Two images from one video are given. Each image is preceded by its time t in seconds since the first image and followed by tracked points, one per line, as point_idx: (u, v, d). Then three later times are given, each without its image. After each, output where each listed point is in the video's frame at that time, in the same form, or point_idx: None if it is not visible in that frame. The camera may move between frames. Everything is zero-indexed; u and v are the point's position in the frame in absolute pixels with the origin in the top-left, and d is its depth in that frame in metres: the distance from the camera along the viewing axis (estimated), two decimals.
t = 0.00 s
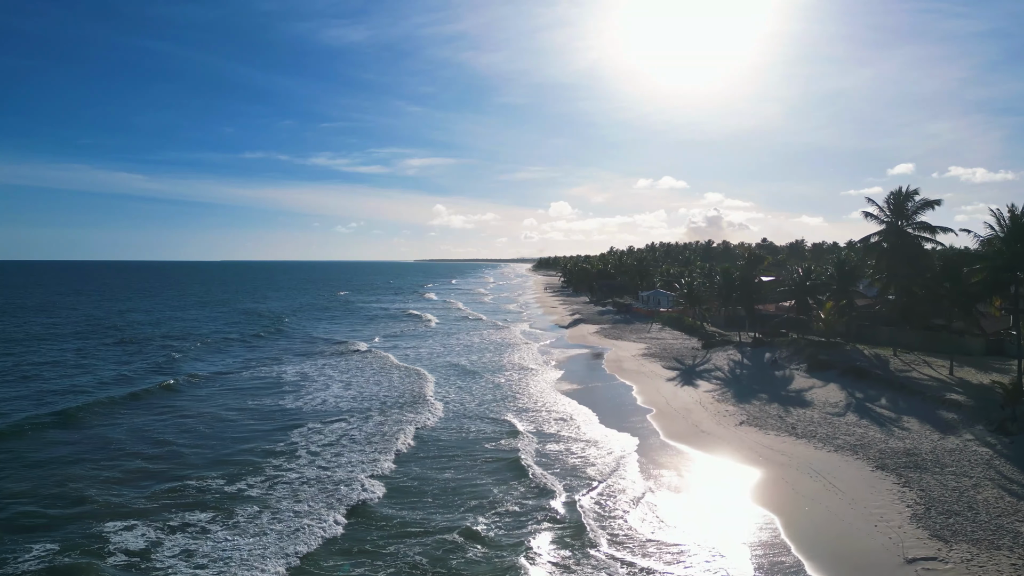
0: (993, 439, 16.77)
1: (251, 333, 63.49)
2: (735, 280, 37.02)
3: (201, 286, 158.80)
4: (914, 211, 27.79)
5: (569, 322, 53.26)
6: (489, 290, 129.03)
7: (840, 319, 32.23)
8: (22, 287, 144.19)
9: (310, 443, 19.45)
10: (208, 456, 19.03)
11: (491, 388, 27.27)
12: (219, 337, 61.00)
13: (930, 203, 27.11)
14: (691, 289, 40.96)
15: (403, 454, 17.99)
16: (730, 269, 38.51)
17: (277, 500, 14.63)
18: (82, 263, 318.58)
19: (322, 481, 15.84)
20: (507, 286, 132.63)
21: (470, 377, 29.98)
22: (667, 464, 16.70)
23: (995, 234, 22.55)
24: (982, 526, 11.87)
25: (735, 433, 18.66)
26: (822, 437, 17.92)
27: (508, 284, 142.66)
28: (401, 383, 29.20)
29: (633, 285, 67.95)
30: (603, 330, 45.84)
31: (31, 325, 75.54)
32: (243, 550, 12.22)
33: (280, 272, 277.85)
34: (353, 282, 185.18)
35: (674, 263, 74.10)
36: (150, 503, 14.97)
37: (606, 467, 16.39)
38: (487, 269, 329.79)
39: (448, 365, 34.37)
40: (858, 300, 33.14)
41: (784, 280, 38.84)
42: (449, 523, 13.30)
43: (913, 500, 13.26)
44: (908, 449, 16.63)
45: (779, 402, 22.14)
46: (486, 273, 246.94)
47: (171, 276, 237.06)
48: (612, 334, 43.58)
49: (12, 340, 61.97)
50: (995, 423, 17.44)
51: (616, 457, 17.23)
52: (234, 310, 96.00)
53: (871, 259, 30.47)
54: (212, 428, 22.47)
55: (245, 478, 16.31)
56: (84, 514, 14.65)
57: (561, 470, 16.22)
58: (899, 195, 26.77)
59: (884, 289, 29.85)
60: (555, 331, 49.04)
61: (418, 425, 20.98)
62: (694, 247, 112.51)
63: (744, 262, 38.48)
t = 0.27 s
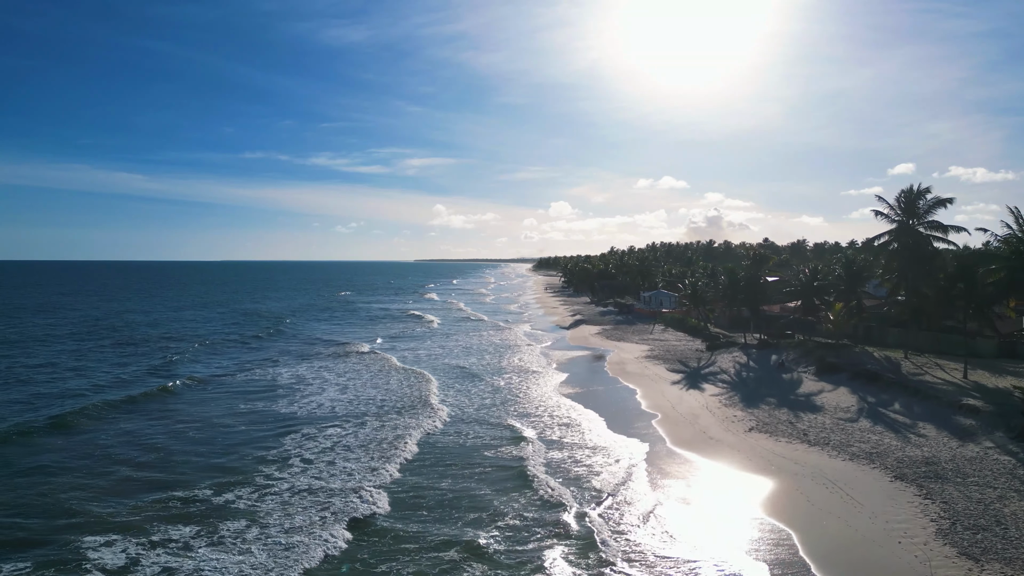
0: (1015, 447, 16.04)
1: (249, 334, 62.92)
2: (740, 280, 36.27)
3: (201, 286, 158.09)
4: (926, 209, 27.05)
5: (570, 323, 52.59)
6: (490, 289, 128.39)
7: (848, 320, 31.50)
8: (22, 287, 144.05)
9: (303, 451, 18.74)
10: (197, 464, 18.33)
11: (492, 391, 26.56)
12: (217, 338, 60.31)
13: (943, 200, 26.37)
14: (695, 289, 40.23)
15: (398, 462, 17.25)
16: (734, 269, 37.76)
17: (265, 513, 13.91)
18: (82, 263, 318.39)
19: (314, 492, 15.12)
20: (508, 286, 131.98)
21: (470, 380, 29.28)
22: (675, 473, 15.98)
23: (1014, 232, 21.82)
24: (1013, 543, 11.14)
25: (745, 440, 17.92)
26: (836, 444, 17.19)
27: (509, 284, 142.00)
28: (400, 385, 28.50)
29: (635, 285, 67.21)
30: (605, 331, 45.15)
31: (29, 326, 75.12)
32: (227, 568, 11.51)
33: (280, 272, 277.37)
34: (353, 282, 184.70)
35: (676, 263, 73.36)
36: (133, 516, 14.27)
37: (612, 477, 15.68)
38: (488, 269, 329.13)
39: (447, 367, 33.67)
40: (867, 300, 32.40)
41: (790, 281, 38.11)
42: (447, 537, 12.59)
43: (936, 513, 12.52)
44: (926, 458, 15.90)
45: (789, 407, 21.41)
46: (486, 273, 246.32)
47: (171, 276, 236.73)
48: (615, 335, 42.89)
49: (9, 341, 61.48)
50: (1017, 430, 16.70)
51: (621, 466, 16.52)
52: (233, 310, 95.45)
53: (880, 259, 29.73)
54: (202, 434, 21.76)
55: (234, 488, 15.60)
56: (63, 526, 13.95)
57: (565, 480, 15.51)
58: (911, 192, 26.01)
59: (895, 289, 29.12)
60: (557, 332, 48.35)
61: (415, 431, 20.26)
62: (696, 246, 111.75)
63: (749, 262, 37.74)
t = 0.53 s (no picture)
0: None
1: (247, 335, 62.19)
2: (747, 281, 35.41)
3: (200, 286, 157.32)
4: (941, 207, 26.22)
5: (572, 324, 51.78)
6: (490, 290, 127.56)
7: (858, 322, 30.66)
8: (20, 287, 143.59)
9: (294, 460, 17.89)
10: (183, 473, 17.51)
11: (492, 395, 25.73)
12: (213, 340, 59.46)
13: (958, 198, 25.55)
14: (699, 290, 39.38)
15: (393, 472, 16.43)
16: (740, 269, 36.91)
17: (250, 530, 13.06)
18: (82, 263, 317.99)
19: (302, 507, 14.26)
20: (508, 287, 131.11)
21: (470, 383, 28.46)
22: (686, 485, 15.13)
23: None
24: None
25: (757, 450, 17.05)
26: (854, 454, 16.33)
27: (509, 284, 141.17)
28: (397, 389, 27.65)
29: (637, 286, 66.36)
30: (608, 332, 44.31)
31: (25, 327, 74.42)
32: None
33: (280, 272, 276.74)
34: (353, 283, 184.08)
35: (677, 263, 72.54)
36: (109, 532, 13.42)
37: (619, 490, 14.82)
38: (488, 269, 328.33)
39: (446, 370, 32.84)
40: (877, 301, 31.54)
41: (797, 281, 37.25)
42: (444, 558, 11.73)
43: (969, 532, 11.65)
44: (951, 469, 15.03)
45: (802, 414, 20.54)
46: (486, 273, 245.55)
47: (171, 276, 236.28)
48: (617, 336, 42.05)
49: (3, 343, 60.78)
50: None
51: (628, 477, 15.67)
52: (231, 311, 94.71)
53: (892, 259, 28.89)
54: (191, 441, 20.94)
55: (219, 501, 14.76)
56: (37, 542, 13.15)
57: (569, 493, 14.66)
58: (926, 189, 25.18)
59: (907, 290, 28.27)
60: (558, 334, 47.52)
61: (412, 438, 19.43)
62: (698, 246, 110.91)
63: (755, 261, 36.88)
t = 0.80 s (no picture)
0: None
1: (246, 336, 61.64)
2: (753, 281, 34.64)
3: (201, 287, 157.12)
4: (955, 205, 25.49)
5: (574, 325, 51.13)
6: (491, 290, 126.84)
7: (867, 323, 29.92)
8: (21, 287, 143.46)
9: (286, 469, 17.18)
10: (170, 482, 16.82)
11: (493, 399, 25.02)
12: (211, 342, 58.78)
13: (973, 196, 24.82)
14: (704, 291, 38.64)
15: (388, 482, 15.72)
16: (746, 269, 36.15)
17: (235, 547, 12.35)
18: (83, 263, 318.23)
19: (292, 521, 13.55)
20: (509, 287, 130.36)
21: (470, 387, 27.76)
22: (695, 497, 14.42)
23: None
24: None
25: (769, 458, 16.32)
26: (871, 464, 15.59)
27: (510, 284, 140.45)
28: (395, 393, 26.93)
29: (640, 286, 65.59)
30: (611, 334, 43.60)
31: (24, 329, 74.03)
32: None
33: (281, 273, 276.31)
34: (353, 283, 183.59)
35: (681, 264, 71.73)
36: (87, 547, 12.73)
37: (626, 501, 14.12)
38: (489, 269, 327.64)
39: (447, 372, 32.14)
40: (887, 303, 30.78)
41: (804, 282, 36.50)
42: None
43: (999, 550, 10.92)
44: (974, 480, 14.29)
45: (813, 419, 19.81)
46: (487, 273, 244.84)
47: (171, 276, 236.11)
48: (621, 338, 41.34)
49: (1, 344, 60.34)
50: None
51: (635, 487, 14.97)
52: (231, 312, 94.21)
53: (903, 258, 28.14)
54: (181, 448, 20.22)
55: (205, 514, 14.07)
56: (12, 557, 12.46)
57: (574, 506, 13.96)
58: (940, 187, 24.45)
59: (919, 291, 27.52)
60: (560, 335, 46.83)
61: (408, 445, 18.73)
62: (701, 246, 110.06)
63: (761, 262, 36.12)
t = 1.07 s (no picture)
0: None
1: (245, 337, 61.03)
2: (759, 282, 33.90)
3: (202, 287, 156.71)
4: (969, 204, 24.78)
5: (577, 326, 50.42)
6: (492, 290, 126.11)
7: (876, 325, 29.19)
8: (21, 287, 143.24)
9: (277, 478, 16.47)
10: (156, 492, 16.12)
11: (493, 403, 24.30)
12: (208, 343, 58.09)
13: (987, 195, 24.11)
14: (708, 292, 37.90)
15: (383, 493, 15.01)
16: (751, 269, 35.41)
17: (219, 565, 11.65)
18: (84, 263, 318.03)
19: (280, 536, 12.84)
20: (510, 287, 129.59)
21: (471, 390, 27.05)
22: (706, 509, 13.70)
23: None
24: None
25: (781, 467, 15.60)
26: (889, 473, 14.88)
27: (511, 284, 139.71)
28: (394, 397, 26.22)
29: (642, 286, 64.82)
30: (613, 335, 42.90)
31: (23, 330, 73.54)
32: None
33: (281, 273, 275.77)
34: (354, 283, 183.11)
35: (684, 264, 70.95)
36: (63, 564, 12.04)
37: (634, 514, 13.43)
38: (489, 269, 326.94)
39: (446, 375, 31.41)
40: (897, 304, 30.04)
41: (811, 283, 35.76)
42: None
43: None
44: (999, 491, 13.57)
45: (825, 425, 19.08)
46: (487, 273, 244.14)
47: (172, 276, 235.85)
48: (623, 339, 40.62)
49: None
50: None
51: (643, 498, 14.28)
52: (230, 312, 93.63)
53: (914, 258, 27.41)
54: (171, 455, 19.53)
55: (190, 528, 13.38)
56: None
57: (579, 518, 13.27)
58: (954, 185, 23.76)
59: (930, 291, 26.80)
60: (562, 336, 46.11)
61: (405, 453, 17.99)
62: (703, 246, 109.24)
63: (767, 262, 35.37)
